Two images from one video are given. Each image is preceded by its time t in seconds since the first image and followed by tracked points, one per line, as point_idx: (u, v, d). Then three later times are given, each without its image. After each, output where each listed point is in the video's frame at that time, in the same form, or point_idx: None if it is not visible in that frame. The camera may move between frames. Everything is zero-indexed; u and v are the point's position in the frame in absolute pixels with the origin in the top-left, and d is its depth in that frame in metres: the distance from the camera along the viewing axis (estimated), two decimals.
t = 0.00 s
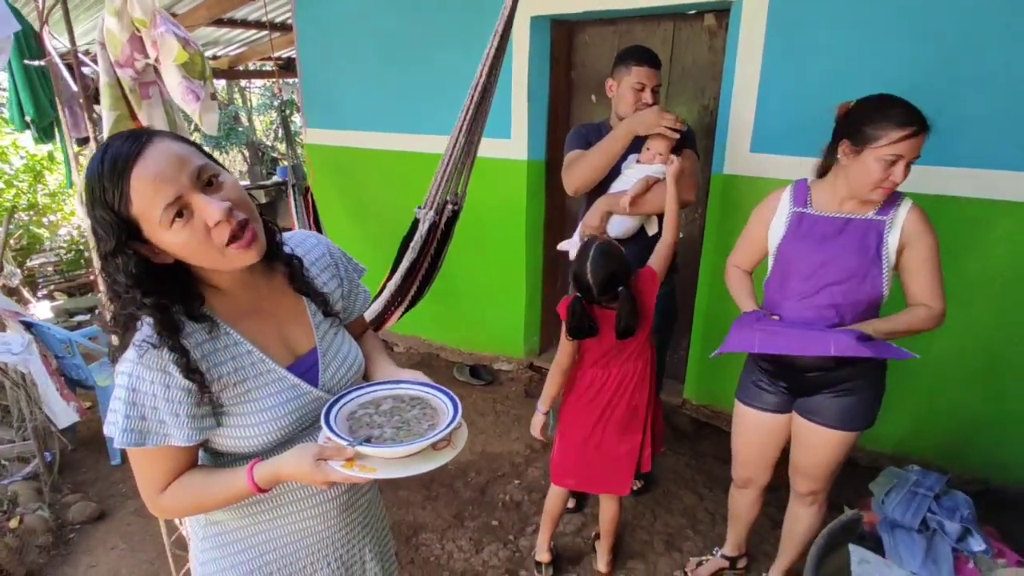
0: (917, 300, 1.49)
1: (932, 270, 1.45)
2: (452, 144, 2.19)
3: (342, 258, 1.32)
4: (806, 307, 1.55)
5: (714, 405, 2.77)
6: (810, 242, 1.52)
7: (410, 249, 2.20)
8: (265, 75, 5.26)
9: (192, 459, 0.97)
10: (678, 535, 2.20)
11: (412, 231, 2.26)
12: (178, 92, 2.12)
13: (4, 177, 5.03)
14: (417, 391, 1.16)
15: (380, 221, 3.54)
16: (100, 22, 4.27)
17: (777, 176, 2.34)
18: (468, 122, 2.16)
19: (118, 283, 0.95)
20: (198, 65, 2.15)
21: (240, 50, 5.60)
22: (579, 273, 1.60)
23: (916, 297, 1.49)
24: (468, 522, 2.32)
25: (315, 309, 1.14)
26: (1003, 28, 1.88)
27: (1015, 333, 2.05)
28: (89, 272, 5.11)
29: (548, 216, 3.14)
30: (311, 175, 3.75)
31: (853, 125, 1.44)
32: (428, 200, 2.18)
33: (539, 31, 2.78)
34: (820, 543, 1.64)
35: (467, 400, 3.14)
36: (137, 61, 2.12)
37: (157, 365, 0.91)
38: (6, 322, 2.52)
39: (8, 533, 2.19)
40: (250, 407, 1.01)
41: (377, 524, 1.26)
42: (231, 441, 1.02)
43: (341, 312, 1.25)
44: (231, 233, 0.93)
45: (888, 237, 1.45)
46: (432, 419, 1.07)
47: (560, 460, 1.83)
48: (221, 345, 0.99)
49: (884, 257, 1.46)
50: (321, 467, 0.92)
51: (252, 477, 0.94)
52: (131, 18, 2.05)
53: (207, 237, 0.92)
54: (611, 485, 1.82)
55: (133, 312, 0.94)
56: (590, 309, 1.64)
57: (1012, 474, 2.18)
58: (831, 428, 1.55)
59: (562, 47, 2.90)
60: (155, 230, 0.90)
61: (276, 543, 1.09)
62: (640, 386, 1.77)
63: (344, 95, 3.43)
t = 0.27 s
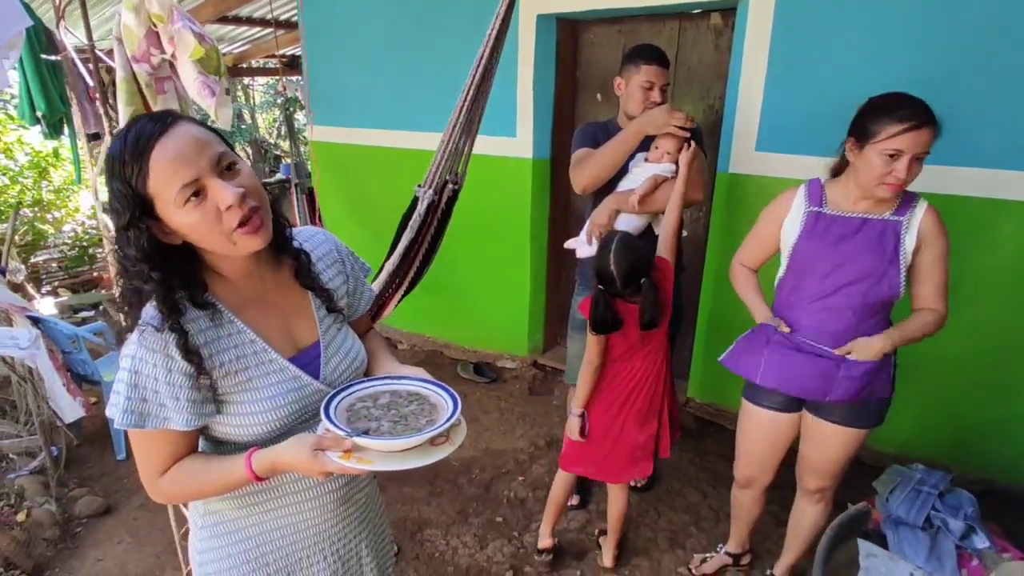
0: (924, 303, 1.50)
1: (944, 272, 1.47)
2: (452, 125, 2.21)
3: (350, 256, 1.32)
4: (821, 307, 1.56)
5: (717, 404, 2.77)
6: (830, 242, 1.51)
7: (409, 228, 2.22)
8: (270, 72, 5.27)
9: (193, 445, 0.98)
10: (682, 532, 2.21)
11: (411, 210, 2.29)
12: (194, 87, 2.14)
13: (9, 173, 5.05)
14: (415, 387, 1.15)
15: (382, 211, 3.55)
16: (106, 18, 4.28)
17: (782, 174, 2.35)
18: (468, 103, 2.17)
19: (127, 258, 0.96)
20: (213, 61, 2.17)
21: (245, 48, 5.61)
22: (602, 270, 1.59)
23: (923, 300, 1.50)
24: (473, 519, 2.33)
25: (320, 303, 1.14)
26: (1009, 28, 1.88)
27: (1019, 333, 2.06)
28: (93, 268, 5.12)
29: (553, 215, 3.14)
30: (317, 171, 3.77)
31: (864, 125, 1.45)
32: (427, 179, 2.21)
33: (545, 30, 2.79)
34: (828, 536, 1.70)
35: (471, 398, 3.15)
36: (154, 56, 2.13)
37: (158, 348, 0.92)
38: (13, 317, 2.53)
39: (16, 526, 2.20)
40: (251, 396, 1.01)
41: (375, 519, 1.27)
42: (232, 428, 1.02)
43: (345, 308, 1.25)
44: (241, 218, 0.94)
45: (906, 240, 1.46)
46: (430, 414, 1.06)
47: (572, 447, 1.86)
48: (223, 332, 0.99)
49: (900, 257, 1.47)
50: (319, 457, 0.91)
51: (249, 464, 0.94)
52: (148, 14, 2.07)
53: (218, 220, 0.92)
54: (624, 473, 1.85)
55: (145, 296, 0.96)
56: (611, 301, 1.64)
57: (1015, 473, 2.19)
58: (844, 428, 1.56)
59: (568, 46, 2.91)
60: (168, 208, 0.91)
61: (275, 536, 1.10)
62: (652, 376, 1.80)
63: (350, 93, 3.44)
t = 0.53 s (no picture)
0: (940, 305, 1.49)
1: (957, 273, 1.46)
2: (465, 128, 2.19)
3: (357, 255, 1.33)
4: (828, 307, 1.56)
5: (721, 402, 2.77)
6: (839, 242, 1.52)
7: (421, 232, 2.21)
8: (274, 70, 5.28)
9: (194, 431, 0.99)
10: (686, 530, 2.22)
11: (423, 215, 2.28)
12: (206, 83, 2.15)
13: (14, 170, 5.06)
14: (418, 383, 1.15)
15: (388, 209, 3.55)
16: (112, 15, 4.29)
17: (787, 173, 2.35)
18: (482, 106, 2.14)
19: (146, 238, 0.99)
20: (225, 57, 2.19)
21: (250, 46, 5.62)
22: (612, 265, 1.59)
23: (939, 303, 1.49)
24: (477, 516, 2.33)
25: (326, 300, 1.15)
26: (1014, 27, 1.88)
27: None
28: (98, 265, 5.13)
29: (557, 213, 3.15)
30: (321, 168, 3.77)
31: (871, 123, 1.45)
32: (440, 184, 2.19)
33: (551, 29, 2.79)
34: (836, 530, 1.72)
35: (475, 396, 3.16)
36: (166, 52, 2.14)
37: (165, 333, 0.92)
38: (20, 313, 2.53)
39: (22, 521, 2.21)
40: (254, 385, 1.01)
41: (371, 513, 1.28)
42: (233, 418, 1.02)
43: (351, 306, 1.25)
44: (254, 208, 0.96)
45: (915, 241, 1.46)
46: (430, 409, 1.06)
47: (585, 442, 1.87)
48: (228, 321, 0.99)
49: (909, 257, 1.46)
50: (317, 450, 0.91)
51: (249, 454, 0.94)
52: (161, 10, 2.08)
53: (231, 208, 0.95)
54: (639, 467, 1.85)
55: (158, 279, 0.98)
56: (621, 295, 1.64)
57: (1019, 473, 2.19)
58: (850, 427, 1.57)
59: (574, 44, 2.91)
60: (184, 193, 0.94)
61: (270, 527, 1.10)
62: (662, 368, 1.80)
63: (355, 91, 3.45)
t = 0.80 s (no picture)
0: (945, 308, 1.48)
1: (960, 274, 1.44)
2: (481, 140, 2.18)
3: (355, 253, 1.32)
4: (827, 306, 1.56)
5: (721, 401, 2.77)
6: (836, 241, 1.53)
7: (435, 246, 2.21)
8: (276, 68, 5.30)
9: (189, 423, 0.98)
10: (685, 528, 2.22)
11: (437, 230, 2.26)
12: (206, 79, 2.15)
13: (16, 168, 5.07)
14: (412, 375, 1.15)
15: (392, 212, 3.55)
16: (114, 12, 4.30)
17: (787, 172, 2.35)
18: (498, 120, 2.14)
19: (152, 213, 0.99)
20: (226, 53, 2.19)
21: (252, 44, 5.62)
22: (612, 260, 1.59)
23: (944, 305, 1.48)
24: (476, 514, 2.33)
25: (322, 297, 1.15)
26: (1014, 26, 1.88)
27: None
28: (99, 263, 5.14)
29: (558, 212, 3.15)
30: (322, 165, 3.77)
31: (871, 123, 1.46)
32: (454, 198, 2.18)
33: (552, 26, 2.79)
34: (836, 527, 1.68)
35: (475, 394, 3.16)
36: (168, 48, 2.14)
37: (162, 323, 0.92)
38: (21, 309, 2.54)
39: (23, 517, 2.21)
40: (250, 376, 1.01)
41: (367, 505, 1.28)
42: (228, 409, 1.02)
43: (347, 303, 1.25)
44: (259, 200, 0.97)
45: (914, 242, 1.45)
46: (425, 402, 1.07)
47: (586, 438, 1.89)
48: (226, 313, 1.00)
49: (908, 258, 1.46)
50: (313, 440, 0.92)
51: (245, 445, 0.94)
52: (162, 6, 2.08)
53: (236, 196, 0.96)
54: (641, 463, 1.85)
55: (163, 261, 0.98)
56: (620, 290, 1.65)
57: (1018, 472, 2.19)
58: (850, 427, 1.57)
59: (575, 42, 2.91)
60: (193, 175, 0.96)
61: (266, 517, 1.11)
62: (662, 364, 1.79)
63: (356, 89, 3.45)
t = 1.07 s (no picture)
0: (944, 308, 1.47)
1: (960, 273, 1.44)
2: (488, 143, 2.17)
3: (349, 251, 1.33)
4: (826, 306, 1.56)
5: (719, 401, 2.77)
6: (836, 241, 1.53)
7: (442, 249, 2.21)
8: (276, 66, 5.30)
9: (183, 419, 0.98)
10: (684, 528, 2.22)
11: (445, 231, 2.26)
12: (204, 77, 2.14)
13: (15, 166, 5.06)
14: (408, 370, 1.16)
15: (393, 212, 3.54)
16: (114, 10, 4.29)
17: (786, 172, 2.35)
18: (505, 120, 2.13)
19: (160, 192, 1.00)
20: (224, 52, 2.19)
21: (251, 43, 5.62)
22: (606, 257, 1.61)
23: (943, 305, 1.47)
24: (474, 513, 2.33)
25: (318, 298, 1.15)
26: (1013, 25, 1.88)
27: None
28: (99, 262, 5.14)
29: (557, 211, 3.15)
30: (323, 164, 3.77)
31: (870, 123, 1.46)
32: (462, 200, 2.17)
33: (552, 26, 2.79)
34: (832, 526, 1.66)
35: (474, 393, 3.16)
36: (165, 47, 2.13)
37: (157, 318, 0.93)
38: (20, 308, 2.54)
39: (22, 515, 2.21)
40: (246, 373, 1.01)
41: (364, 501, 1.28)
42: (223, 405, 1.01)
43: (342, 302, 1.26)
44: (263, 190, 0.98)
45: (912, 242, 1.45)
46: (418, 396, 1.07)
47: (582, 438, 1.89)
48: (221, 310, 1.00)
49: (907, 258, 1.46)
50: (306, 434, 0.91)
51: (238, 439, 0.94)
52: (159, 4, 2.08)
53: (241, 184, 0.96)
54: (639, 463, 1.85)
55: (172, 244, 1.01)
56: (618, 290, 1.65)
57: (1016, 472, 2.19)
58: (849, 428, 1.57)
59: (574, 42, 2.91)
60: (200, 159, 0.96)
61: (263, 513, 1.10)
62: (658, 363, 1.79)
63: (356, 88, 3.45)
